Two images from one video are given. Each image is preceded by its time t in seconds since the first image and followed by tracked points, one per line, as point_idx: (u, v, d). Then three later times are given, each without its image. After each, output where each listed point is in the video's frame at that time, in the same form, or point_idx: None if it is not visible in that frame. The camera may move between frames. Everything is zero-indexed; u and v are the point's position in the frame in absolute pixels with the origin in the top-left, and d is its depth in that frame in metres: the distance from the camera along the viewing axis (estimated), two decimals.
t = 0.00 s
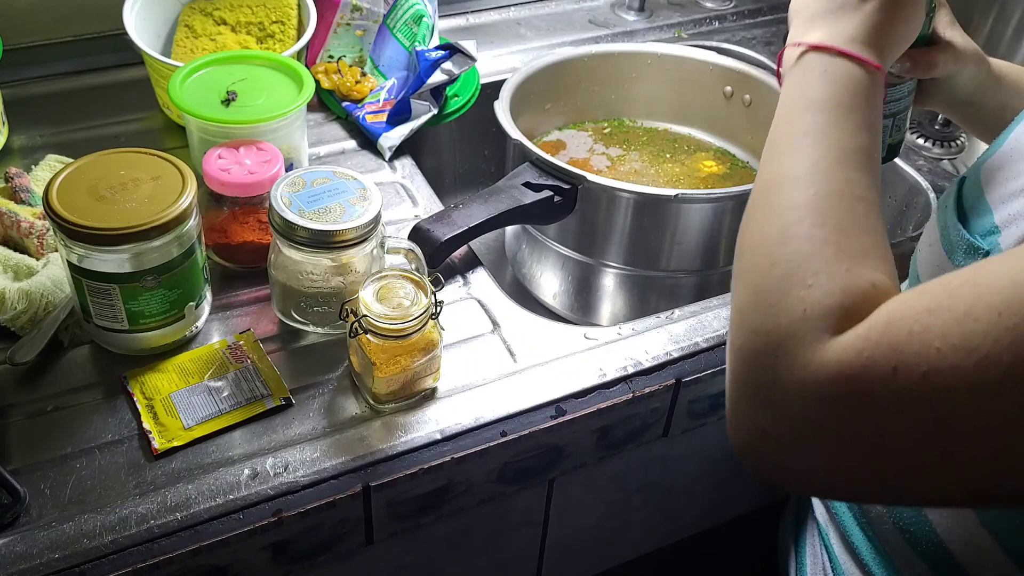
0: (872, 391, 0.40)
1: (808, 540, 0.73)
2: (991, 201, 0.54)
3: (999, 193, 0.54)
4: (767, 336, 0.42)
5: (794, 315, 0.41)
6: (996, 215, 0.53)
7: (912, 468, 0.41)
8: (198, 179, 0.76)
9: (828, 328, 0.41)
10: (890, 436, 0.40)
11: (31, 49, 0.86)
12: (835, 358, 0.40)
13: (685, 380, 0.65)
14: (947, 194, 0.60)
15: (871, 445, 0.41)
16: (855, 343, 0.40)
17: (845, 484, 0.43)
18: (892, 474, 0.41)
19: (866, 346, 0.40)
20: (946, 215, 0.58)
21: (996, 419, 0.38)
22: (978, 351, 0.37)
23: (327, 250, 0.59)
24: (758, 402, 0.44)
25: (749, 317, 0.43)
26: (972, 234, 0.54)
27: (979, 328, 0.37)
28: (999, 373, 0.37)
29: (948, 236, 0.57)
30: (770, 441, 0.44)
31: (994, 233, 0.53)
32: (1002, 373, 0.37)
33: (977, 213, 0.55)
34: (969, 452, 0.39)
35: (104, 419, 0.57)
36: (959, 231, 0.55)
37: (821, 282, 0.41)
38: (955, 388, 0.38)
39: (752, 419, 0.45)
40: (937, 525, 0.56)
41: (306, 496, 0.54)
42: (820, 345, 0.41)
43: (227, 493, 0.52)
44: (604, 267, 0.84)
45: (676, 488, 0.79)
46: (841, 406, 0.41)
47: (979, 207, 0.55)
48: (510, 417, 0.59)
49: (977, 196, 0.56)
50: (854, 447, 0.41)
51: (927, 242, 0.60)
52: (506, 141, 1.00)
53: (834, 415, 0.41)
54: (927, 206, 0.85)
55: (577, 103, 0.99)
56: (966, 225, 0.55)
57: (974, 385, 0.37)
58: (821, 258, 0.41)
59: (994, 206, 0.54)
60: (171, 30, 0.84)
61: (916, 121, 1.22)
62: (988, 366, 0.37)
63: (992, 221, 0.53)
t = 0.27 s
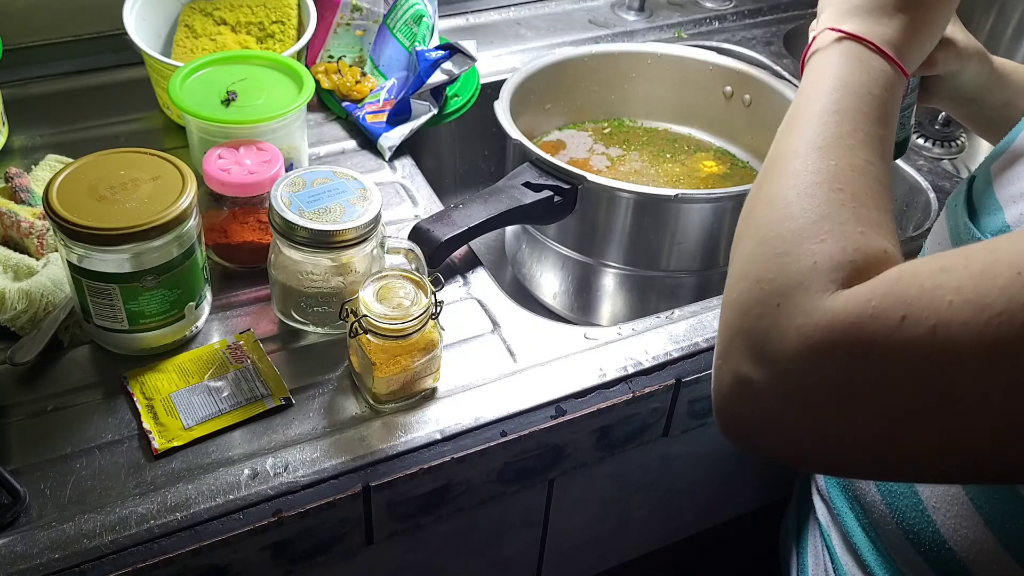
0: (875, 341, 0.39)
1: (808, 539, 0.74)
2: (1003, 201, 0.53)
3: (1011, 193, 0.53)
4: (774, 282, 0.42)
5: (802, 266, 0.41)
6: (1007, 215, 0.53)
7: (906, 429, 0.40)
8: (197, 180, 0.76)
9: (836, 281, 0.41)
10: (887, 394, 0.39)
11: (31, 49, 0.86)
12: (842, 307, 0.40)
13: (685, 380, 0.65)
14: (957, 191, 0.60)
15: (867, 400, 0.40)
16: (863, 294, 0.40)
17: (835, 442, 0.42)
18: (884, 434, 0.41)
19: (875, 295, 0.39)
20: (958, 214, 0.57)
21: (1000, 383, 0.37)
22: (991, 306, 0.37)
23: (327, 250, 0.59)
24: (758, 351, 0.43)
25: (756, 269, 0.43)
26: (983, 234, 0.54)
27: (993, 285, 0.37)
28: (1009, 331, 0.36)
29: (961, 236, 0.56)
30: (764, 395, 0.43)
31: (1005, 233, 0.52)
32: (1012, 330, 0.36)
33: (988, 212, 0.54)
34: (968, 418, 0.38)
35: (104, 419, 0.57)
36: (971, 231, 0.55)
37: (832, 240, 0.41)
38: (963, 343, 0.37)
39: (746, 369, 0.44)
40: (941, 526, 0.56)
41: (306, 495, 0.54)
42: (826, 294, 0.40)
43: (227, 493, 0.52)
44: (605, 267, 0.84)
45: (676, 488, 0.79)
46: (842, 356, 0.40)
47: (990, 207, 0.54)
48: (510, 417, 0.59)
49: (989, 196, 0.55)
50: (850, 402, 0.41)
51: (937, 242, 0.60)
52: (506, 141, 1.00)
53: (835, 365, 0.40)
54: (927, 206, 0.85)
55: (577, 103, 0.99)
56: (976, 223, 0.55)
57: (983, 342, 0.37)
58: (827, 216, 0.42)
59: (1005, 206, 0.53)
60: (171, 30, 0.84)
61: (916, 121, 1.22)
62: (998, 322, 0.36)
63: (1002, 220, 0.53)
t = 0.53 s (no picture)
0: (878, 317, 0.39)
1: (807, 540, 0.74)
2: (1007, 198, 0.53)
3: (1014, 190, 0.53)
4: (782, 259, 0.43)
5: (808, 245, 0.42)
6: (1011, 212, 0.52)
7: (905, 409, 0.40)
8: (197, 180, 0.76)
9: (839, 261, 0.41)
10: (888, 371, 0.40)
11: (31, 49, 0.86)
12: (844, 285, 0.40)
13: (685, 380, 0.65)
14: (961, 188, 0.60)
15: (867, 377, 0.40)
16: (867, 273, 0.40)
17: (833, 419, 0.42)
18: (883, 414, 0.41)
19: (878, 275, 0.40)
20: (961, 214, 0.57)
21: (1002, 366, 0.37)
22: (994, 287, 0.37)
23: (327, 250, 0.59)
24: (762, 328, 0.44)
25: (761, 246, 0.44)
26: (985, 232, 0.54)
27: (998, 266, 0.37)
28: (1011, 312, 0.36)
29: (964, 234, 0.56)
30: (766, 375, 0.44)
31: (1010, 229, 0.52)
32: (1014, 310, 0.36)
33: (992, 210, 0.54)
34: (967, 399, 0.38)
35: (104, 419, 0.57)
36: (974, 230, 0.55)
37: (835, 222, 0.42)
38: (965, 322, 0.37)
39: (749, 346, 0.44)
40: (940, 524, 0.56)
41: (306, 496, 0.54)
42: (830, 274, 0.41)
43: (227, 493, 0.52)
44: (605, 267, 0.84)
45: (676, 488, 0.79)
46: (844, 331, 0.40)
47: (994, 205, 0.54)
48: (510, 417, 0.59)
49: (993, 194, 0.55)
50: (851, 379, 0.41)
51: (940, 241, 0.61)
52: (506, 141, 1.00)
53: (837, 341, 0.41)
54: (927, 206, 0.85)
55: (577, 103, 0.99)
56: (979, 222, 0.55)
57: (985, 323, 0.37)
58: (829, 192, 0.43)
59: (1009, 203, 0.53)
60: (171, 30, 0.84)
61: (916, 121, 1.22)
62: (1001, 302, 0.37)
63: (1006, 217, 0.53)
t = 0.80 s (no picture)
0: (877, 276, 0.39)
1: (808, 540, 0.74)
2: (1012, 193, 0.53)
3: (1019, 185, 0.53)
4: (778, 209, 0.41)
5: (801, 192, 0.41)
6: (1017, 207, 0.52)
7: (896, 365, 0.40)
8: (198, 180, 0.76)
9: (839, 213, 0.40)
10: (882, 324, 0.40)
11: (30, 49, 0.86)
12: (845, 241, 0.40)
13: (685, 380, 0.65)
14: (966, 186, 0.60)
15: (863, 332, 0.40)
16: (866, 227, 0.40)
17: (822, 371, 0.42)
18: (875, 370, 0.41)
19: (878, 231, 0.39)
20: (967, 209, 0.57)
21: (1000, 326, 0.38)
22: (997, 250, 0.37)
23: (327, 250, 0.59)
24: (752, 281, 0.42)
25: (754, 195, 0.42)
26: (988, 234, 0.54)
27: (1003, 228, 0.37)
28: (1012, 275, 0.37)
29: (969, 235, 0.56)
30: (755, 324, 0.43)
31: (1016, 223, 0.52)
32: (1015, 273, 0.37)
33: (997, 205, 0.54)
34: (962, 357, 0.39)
35: (104, 419, 0.57)
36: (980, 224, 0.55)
37: (834, 169, 0.40)
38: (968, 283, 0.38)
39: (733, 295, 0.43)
40: (943, 524, 0.56)
41: (306, 495, 0.54)
42: (828, 227, 0.40)
43: (227, 494, 0.52)
44: (604, 267, 0.84)
45: (676, 488, 0.79)
46: (843, 289, 0.40)
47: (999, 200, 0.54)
48: (510, 417, 0.59)
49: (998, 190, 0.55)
50: (847, 336, 0.41)
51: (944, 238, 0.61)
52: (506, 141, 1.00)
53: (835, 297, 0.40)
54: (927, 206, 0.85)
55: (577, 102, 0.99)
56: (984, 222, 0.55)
57: (984, 285, 0.37)
58: (823, 135, 0.41)
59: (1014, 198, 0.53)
60: (171, 30, 0.84)
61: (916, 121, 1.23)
62: (1003, 265, 0.37)
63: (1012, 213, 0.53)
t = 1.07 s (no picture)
0: (859, 230, 0.41)
1: (809, 540, 0.73)
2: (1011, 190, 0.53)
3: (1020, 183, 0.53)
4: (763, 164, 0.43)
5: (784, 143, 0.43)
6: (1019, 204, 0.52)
7: (878, 317, 0.42)
8: (198, 180, 0.76)
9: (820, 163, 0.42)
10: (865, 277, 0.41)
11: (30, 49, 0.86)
12: (828, 194, 0.42)
13: (685, 380, 0.65)
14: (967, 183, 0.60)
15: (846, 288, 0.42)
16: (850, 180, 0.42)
17: (808, 318, 0.44)
18: (856, 325, 0.43)
19: (861, 188, 0.41)
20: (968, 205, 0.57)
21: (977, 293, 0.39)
22: (974, 216, 0.39)
23: (327, 250, 0.59)
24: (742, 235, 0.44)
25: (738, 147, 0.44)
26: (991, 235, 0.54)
27: (981, 195, 0.39)
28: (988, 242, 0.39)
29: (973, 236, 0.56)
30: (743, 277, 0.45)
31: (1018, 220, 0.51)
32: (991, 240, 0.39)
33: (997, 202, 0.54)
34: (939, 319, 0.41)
35: (104, 419, 0.57)
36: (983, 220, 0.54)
37: (812, 117, 0.43)
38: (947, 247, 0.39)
39: (721, 246, 0.45)
40: (947, 523, 0.57)
41: (305, 495, 0.54)
42: (811, 179, 0.42)
43: (227, 494, 0.52)
44: (604, 267, 0.84)
45: (676, 488, 0.79)
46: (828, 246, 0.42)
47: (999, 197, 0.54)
48: (510, 417, 0.59)
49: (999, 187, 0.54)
50: (830, 286, 0.42)
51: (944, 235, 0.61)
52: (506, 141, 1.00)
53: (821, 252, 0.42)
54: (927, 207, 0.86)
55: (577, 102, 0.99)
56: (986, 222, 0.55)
57: (963, 242, 0.39)
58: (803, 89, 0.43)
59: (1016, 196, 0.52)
60: (171, 30, 0.84)
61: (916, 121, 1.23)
62: (981, 232, 0.39)
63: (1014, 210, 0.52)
